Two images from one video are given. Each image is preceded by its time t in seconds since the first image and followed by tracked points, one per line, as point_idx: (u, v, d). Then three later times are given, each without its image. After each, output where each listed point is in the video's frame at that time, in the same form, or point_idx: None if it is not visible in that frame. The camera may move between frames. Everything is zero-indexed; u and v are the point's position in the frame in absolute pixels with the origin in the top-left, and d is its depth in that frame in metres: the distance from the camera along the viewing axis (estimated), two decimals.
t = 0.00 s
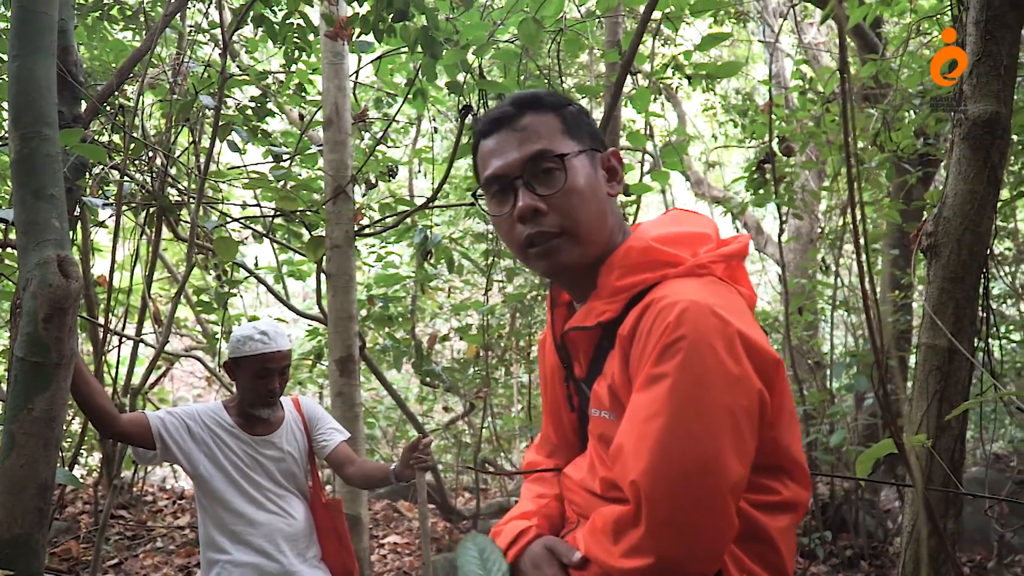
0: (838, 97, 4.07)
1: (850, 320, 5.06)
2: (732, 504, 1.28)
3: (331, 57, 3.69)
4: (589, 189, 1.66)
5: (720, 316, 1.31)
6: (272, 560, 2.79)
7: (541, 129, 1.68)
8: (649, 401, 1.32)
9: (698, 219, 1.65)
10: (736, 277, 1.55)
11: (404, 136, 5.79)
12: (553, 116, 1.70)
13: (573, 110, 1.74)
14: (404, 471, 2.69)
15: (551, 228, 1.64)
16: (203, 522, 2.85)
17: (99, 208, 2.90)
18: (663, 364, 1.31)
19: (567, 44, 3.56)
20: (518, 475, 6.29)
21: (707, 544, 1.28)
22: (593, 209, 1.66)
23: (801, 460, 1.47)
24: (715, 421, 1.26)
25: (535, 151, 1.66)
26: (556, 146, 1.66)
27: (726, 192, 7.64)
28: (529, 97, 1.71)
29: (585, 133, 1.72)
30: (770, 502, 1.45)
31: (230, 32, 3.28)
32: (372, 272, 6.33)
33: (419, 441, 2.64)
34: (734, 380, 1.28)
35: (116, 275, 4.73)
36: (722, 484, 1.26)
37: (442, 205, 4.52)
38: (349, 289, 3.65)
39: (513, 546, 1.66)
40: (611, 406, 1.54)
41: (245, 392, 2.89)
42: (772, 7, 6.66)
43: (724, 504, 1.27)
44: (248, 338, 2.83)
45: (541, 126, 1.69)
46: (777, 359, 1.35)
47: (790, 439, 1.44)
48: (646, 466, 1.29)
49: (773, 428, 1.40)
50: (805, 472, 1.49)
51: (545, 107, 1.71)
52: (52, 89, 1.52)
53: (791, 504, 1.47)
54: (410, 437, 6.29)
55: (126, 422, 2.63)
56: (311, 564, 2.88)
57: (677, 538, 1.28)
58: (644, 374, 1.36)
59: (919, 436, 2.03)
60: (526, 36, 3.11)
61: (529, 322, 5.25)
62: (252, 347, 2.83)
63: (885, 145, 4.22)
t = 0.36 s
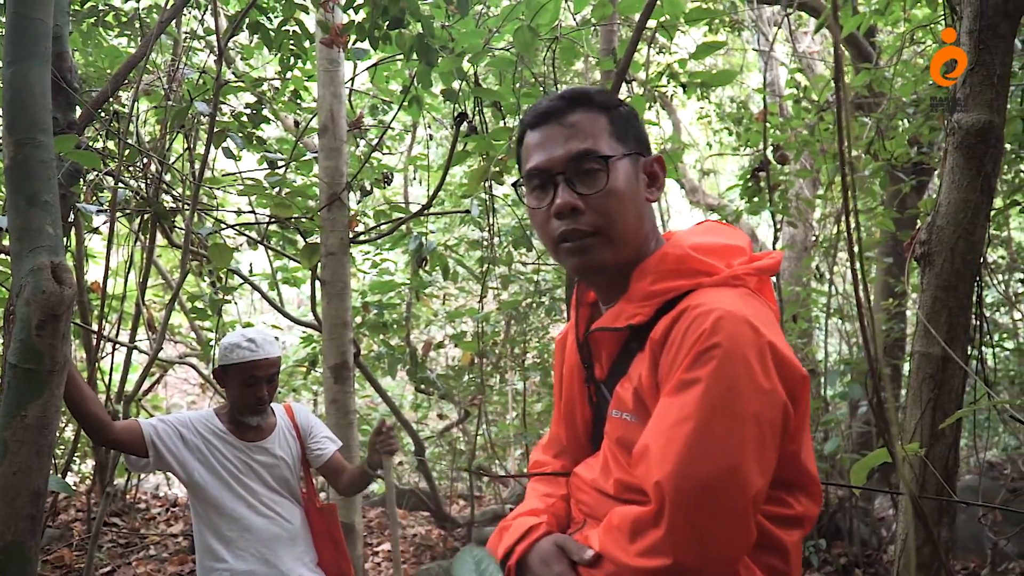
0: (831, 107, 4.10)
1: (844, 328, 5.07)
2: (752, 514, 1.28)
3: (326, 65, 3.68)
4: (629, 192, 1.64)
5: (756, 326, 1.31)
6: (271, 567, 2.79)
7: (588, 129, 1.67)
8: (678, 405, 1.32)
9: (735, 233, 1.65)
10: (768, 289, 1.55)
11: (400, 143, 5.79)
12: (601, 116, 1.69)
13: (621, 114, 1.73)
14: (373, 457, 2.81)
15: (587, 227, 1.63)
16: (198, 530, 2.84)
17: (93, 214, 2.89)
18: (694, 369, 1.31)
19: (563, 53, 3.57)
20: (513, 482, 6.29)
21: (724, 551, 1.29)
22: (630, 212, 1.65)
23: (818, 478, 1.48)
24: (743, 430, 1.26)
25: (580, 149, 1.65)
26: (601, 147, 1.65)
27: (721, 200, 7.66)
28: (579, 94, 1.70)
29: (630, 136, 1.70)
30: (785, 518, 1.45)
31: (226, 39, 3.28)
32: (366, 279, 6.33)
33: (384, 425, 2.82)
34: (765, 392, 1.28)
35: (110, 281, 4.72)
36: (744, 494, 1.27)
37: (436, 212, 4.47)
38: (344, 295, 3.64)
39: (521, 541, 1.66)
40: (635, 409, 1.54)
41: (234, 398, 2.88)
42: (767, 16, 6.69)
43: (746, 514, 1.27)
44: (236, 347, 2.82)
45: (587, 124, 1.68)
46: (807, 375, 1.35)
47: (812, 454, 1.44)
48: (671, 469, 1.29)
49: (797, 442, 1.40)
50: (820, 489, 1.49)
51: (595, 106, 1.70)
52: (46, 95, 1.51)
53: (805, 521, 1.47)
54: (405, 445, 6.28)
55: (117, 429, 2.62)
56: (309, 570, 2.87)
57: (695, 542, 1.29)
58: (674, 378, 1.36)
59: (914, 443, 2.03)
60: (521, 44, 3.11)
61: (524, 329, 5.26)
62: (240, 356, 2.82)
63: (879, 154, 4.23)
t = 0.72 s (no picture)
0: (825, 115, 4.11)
1: (839, 335, 5.08)
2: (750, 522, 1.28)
3: (323, 69, 3.65)
4: (600, 221, 1.56)
5: (752, 335, 1.31)
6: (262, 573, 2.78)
7: (551, 159, 1.57)
8: (675, 414, 1.31)
9: (740, 242, 1.63)
10: (770, 298, 1.54)
11: (396, 148, 5.79)
12: (565, 142, 1.57)
13: (592, 125, 1.57)
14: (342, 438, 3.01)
15: (561, 262, 1.60)
16: (191, 535, 2.83)
17: (87, 219, 2.88)
18: (691, 378, 1.31)
19: (559, 60, 3.58)
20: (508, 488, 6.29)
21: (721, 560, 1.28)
22: (606, 240, 1.57)
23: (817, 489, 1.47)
24: (741, 440, 1.26)
25: (541, 189, 1.57)
26: (563, 183, 1.55)
27: (717, 206, 7.67)
28: (540, 121, 1.59)
29: (603, 151, 1.56)
30: (782, 527, 1.45)
31: (222, 44, 3.28)
32: (362, 284, 6.33)
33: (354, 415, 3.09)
34: (763, 402, 1.28)
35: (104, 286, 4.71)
36: (742, 502, 1.26)
37: (432, 218, 4.47)
38: (339, 300, 3.61)
39: (524, 526, 1.67)
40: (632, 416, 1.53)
41: (226, 405, 2.87)
42: (762, 24, 6.72)
43: (744, 522, 1.27)
44: (225, 355, 2.80)
45: (549, 157, 1.57)
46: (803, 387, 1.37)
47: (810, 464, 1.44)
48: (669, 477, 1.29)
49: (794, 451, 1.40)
50: (819, 500, 1.49)
51: (557, 130, 1.57)
52: (40, 99, 1.51)
53: (802, 532, 1.46)
54: (400, 451, 6.27)
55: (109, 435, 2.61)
56: None
57: (693, 550, 1.28)
58: (670, 386, 1.36)
59: (907, 451, 2.03)
60: (517, 50, 3.12)
61: (520, 335, 5.26)
62: (229, 364, 2.80)
63: (874, 161, 4.24)
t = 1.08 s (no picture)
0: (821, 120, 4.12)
1: (835, 339, 5.08)
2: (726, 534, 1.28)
3: (318, 74, 3.59)
4: (548, 234, 1.55)
5: (710, 346, 1.30)
6: None
7: (499, 172, 1.57)
8: (639, 435, 1.31)
9: (694, 245, 1.63)
10: (730, 298, 1.53)
11: (392, 153, 5.79)
12: (516, 153, 1.58)
13: (541, 137, 1.58)
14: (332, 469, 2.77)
15: (510, 275, 1.59)
16: (186, 540, 2.82)
17: (81, 224, 2.87)
18: (653, 397, 1.31)
19: (555, 65, 3.58)
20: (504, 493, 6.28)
21: None
22: (555, 253, 1.56)
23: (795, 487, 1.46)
24: (706, 456, 1.26)
25: (490, 201, 1.57)
26: (511, 194, 1.56)
27: (713, 212, 7.68)
28: (490, 132, 1.60)
29: (553, 162, 1.56)
30: (767, 531, 1.44)
31: (217, 48, 3.28)
32: (358, 289, 6.32)
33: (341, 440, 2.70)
34: (726, 413, 1.27)
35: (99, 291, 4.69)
36: (714, 516, 1.26)
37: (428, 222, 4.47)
38: (335, 305, 3.59)
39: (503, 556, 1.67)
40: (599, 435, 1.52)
41: (221, 411, 2.87)
42: (757, 29, 6.74)
43: (718, 537, 1.27)
44: (220, 360, 2.79)
45: (498, 169, 1.58)
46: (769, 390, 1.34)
47: (784, 464, 1.43)
48: (637, 499, 1.28)
49: (764, 455, 1.39)
50: (799, 498, 1.47)
51: (506, 142, 1.58)
52: (36, 103, 1.50)
53: (786, 532, 1.45)
54: (396, 456, 6.25)
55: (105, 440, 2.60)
56: None
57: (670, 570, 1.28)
58: (632, 406, 1.35)
59: (903, 456, 2.03)
60: (513, 55, 3.12)
61: (516, 340, 5.25)
62: (224, 369, 2.79)
63: (869, 166, 4.25)
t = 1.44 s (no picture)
0: (821, 120, 4.12)
1: (835, 340, 5.08)
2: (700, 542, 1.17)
3: (317, 76, 3.62)
4: (483, 251, 1.41)
5: (660, 347, 1.19)
6: None
7: (423, 194, 1.44)
8: (596, 450, 1.20)
9: (644, 240, 1.52)
10: (683, 292, 1.41)
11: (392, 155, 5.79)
12: (437, 173, 1.44)
13: (461, 151, 1.44)
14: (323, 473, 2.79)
15: (451, 300, 1.44)
16: (186, 542, 2.81)
17: (80, 225, 2.86)
18: (606, 409, 1.20)
19: (556, 66, 3.58)
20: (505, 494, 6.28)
21: None
22: (494, 271, 1.42)
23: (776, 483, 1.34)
24: (665, 466, 1.15)
25: (417, 226, 1.43)
26: (436, 215, 1.42)
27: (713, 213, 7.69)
28: (408, 155, 1.46)
29: (476, 176, 1.43)
30: (752, 532, 1.32)
31: (217, 50, 3.28)
32: (358, 291, 6.32)
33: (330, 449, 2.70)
34: (684, 415, 1.17)
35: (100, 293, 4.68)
36: (682, 526, 1.16)
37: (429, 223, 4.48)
38: (334, 306, 3.60)
39: None
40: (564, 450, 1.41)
41: (223, 412, 2.87)
42: (757, 31, 6.74)
43: (689, 550, 1.17)
44: (222, 360, 2.81)
45: (422, 192, 1.45)
46: (731, 387, 1.22)
47: (760, 461, 1.31)
48: (600, 519, 1.18)
49: (735, 457, 1.27)
50: (781, 494, 1.35)
51: (425, 162, 1.45)
52: (36, 105, 1.51)
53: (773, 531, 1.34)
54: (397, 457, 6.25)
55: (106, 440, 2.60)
56: None
57: None
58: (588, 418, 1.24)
59: (905, 457, 2.02)
60: (514, 56, 3.12)
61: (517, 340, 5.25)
62: (226, 370, 2.82)
63: (870, 167, 4.25)
